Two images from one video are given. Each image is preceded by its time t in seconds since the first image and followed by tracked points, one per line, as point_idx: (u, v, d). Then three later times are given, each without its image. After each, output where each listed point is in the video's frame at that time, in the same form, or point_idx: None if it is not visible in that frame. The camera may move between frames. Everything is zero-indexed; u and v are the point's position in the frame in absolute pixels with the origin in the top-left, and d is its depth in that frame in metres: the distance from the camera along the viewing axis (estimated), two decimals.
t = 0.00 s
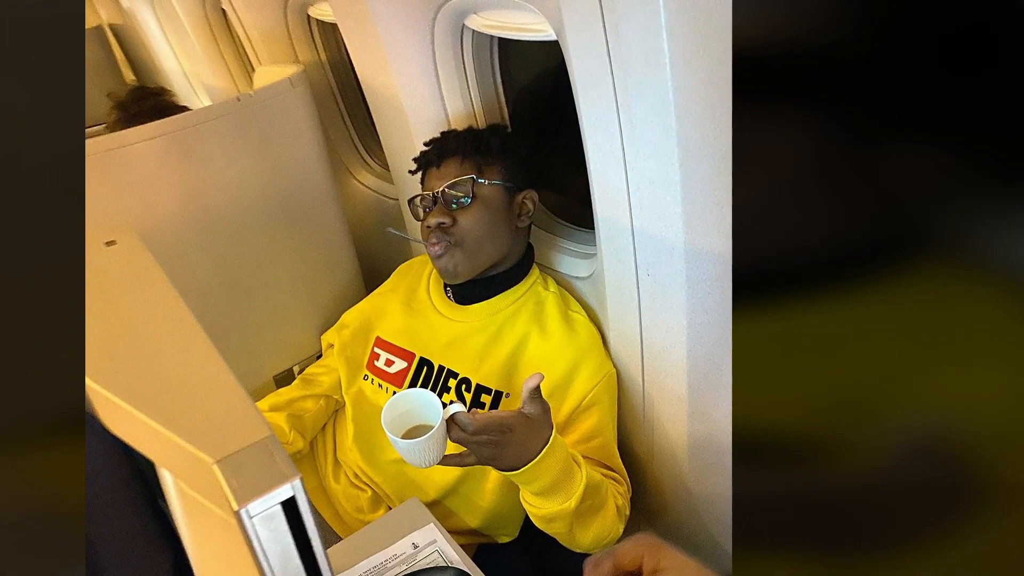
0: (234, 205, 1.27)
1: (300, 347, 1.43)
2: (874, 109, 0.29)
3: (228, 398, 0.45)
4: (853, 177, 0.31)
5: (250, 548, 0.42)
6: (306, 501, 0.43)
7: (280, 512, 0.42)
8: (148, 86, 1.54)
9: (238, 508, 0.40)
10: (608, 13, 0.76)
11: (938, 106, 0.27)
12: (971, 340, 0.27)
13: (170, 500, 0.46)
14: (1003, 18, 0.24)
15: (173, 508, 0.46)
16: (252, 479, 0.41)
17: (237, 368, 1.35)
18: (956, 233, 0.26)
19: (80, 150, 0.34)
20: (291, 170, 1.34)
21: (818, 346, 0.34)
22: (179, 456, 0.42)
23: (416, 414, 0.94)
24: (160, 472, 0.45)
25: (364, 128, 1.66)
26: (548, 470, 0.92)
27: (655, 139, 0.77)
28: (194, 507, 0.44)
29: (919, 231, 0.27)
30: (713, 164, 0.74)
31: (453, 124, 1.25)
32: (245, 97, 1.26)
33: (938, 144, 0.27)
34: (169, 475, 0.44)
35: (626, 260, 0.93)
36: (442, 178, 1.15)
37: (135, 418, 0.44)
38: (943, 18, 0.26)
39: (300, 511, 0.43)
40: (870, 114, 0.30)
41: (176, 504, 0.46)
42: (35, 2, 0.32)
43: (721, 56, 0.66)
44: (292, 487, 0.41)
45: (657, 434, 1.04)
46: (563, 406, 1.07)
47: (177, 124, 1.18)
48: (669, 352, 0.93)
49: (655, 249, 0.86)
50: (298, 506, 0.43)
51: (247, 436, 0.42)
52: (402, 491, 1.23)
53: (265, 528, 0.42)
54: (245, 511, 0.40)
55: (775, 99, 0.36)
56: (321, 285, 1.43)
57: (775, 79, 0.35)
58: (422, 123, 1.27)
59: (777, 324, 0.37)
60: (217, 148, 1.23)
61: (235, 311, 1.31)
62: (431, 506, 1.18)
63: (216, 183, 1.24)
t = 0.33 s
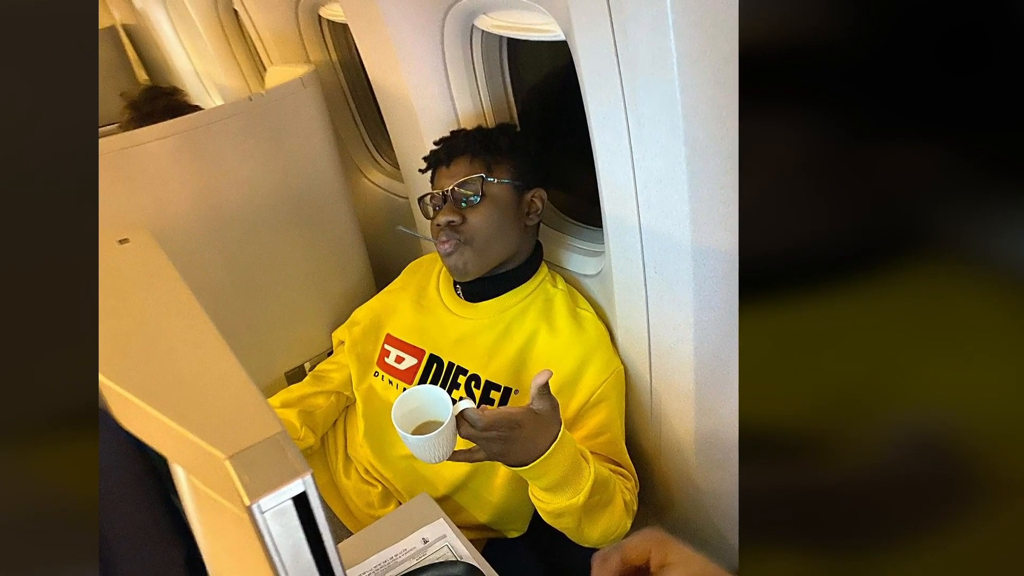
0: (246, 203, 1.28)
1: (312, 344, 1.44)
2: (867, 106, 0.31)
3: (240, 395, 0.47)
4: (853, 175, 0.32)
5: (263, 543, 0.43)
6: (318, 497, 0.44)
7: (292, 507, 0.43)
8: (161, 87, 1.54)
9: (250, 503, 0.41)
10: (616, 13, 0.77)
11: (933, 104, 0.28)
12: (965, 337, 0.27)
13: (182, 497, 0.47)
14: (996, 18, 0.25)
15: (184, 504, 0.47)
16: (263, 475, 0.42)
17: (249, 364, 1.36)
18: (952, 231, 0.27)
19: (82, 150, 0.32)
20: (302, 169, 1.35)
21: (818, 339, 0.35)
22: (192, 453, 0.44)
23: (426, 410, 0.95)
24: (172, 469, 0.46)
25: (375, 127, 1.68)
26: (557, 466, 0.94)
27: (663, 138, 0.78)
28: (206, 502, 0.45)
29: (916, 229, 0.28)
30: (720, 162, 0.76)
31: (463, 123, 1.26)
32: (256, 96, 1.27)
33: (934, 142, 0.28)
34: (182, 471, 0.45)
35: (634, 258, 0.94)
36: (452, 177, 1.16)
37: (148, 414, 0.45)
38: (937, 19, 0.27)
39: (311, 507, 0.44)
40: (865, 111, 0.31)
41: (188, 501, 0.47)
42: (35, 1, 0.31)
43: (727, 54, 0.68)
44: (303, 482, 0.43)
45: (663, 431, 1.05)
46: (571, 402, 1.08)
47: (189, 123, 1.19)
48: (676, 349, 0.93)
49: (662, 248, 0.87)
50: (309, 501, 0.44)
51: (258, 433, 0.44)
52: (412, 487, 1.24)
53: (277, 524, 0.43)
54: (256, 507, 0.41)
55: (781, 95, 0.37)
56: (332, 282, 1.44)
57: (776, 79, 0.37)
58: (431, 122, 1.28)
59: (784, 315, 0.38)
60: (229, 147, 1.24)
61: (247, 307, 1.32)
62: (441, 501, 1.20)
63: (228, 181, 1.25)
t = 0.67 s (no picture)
0: (257, 201, 1.28)
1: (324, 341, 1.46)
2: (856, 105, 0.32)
3: (251, 390, 0.49)
4: (850, 174, 0.48)
5: (273, 536, 0.47)
6: (328, 493, 0.47)
7: (303, 502, 0.46)
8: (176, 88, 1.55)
9: (262, 497, 0.44)
10: (624, 15, 0.78)
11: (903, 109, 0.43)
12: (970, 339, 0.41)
13: (196, 491, 0.52)
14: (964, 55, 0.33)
15: (199, 497, 0.52)
16: (275, 470, 0.45)
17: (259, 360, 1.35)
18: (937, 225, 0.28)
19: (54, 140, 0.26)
20: (312, 167, 1.36)
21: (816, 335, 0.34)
22: (206, 447, 0.47)
23: (435, 406, 0.96)
24: (184, 464, 0.51)
25: (384, 128, 1.50)
26: (565, 462, 0.95)
27: (670, 137, 0.79)
28: (217, 495, 0.49)
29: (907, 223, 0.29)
30: (725, 163, 0.74)
31: (472, 122, 1.26)
32: (268, 95, 1.26)
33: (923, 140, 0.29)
34: (194, 466, 0.50)
35: (641, 256, 0.95)
36: (462, 175, 1.19)
37: (162, 410, 0.48)
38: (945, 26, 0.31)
39: (321, 502, 0.47)
40: (860, 112, 0.46)
41: (201, 494, 0.52)
42: None
43: (733, 55, 0.66)
44: (314, 477, 0.46)
45: (672, 426, 1.05)
46: (579, 400, 1.11)
47: (202, 122, 1.18)
48: (684, 346, 0.95)
49: (669, 246, 0.88)
50: (321, 496, 0.47)
51: (269, 429, 0.46)
52: (422, 482, 1.27)
53: (287, 518, 0.46)
54: (268, 501, 0.44)
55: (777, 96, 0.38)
56: (343, 280, 1.43)
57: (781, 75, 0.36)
58: (440, 121, 1.27)
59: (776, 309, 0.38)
60: (241, 146, 1.25)
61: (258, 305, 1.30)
62: (451, 496, 1.22)
63: (240, 179, 1.26)
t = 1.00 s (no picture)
0: (268, 200, 1.25)
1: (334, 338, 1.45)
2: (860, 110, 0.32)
3: (263, 384, 0.51)
4: (846, 173, 0.49)
5: (285, 530, 0.48)
6: (339, 489, 0.49)
7: (314, 498, 0.48)
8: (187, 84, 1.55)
9: (273, 493, 0.46)
10: (632, 15, 0.79)
11: (910, 109, 0.45)
12: (969, 334, 0.44)
13: (208, 486, 0.53)
14: (984, 20, 0.39)
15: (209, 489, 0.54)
16: (287, 466, 0.46)
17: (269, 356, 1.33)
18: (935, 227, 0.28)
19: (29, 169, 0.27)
20: (324, 166, 1.29)
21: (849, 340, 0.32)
22: (217, 442, 0.48)
23: (445, 402, 0.98)
24: (197, 460, 0.52)
25: (393, 123, 1.37)
26: (574, 457, 0.97)
27: (676, 136, 0.80)
28: (231, 492, 0.51)
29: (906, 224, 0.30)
30: (731, 161, 0.75)
31: (481, 122, 1.26)
32: (279, 94, 1.22)
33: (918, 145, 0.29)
34: (207, 462, 0.51)
35: (649, 254, 0.96)
36: (471, 174, 1.20)
37: (174, 406, 0.50)
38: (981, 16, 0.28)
39: (332, 496, 0.49)
40: (858, 111, 0.48)
41: (213, 489, 0.53)
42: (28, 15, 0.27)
43: (740, 55, 0.67)
44: (325, 473, 0.47)
45: (678, 422, 1.05)
46: (587, 396, 1.14)
47: (214, 120, 1.14)
48: (691, 343, 0.95)
49: (676, 243, 0.89)
50: (331, 492, 0.49)
51: (279, 426, 0.48)
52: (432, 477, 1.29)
53: (297, 513, 0.48)
54: (279, 497, 0.46)
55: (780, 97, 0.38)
56: (352, 277, 1.38)
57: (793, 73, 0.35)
58: (449, 120, 1.25)
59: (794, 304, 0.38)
60: (253, 144, 1.20)
61: (271, 300, 1.28)
62: (460, 492, 1.24)
63: (251, 177, 1.22)
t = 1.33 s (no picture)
0: (279, 199, 1.24)
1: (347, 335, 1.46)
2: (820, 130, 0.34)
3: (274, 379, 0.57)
4: (839, 167, 0.55)
5: (296, 523, 0.54)
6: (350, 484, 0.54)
7: (324, 494, 0.53)
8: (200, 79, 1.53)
9: (284, 489, 0.51)
10: (640, 16, 0.80)
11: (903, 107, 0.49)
12: (974, 333, 0.48)
13: (220, 481, 0.61)
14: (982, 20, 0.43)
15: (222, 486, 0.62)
16: (298, 463, 0.52)
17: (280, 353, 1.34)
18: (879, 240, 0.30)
19: None
20: (335, 163, 1.29)
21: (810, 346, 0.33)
22: (228, 437, 0.54)
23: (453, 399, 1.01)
24: (211, 456, 0.60)
25: (404, 123, 1.33)
26: (581, 453, 1.01)
27: (684, 135, 0.81)
28: (241, 484, 0.58)
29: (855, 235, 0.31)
30: (738, 160, 0.75)
31: (491, 122, 1.26)
32: (290, 94, 1.20)
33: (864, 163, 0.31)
34: (219, 459, 0.59)
35: (656, 252, 0.96)
36: (479, 173, 1.24)
37: (188, 403, 0.57)
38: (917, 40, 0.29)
39: (341, 491, 0.54)
40: (858, 110, 0.53)
41: (226, 483, 0.61)
42: None
43: (746, 55, 0.67)
44: (336, 469, 0.53)
45: (685, 418, 1.06)
46: (596, 392, 1.15)
47: (225, 120, 1.14)
48: (698, 339, 0.96)
49: (684, 242, 0.89)
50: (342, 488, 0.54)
51: (293, 421, 0.53)
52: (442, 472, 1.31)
53: (308, 507, 0.53)
54: (290, 492, 0.51)
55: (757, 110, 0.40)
56: (363, 276, 1.38)
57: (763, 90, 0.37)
58: (459, 120, 1.27)
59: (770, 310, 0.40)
60: (264, 145, 1.19)
61: (279, 297, 1.28)
62: (469, 488, 1.25)
63: (262, 176, 1.21)
